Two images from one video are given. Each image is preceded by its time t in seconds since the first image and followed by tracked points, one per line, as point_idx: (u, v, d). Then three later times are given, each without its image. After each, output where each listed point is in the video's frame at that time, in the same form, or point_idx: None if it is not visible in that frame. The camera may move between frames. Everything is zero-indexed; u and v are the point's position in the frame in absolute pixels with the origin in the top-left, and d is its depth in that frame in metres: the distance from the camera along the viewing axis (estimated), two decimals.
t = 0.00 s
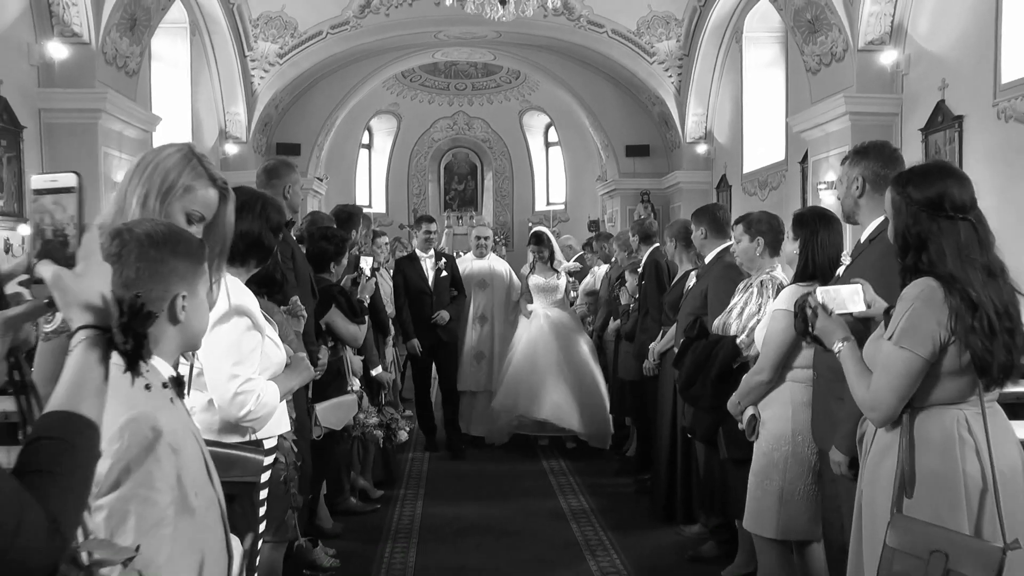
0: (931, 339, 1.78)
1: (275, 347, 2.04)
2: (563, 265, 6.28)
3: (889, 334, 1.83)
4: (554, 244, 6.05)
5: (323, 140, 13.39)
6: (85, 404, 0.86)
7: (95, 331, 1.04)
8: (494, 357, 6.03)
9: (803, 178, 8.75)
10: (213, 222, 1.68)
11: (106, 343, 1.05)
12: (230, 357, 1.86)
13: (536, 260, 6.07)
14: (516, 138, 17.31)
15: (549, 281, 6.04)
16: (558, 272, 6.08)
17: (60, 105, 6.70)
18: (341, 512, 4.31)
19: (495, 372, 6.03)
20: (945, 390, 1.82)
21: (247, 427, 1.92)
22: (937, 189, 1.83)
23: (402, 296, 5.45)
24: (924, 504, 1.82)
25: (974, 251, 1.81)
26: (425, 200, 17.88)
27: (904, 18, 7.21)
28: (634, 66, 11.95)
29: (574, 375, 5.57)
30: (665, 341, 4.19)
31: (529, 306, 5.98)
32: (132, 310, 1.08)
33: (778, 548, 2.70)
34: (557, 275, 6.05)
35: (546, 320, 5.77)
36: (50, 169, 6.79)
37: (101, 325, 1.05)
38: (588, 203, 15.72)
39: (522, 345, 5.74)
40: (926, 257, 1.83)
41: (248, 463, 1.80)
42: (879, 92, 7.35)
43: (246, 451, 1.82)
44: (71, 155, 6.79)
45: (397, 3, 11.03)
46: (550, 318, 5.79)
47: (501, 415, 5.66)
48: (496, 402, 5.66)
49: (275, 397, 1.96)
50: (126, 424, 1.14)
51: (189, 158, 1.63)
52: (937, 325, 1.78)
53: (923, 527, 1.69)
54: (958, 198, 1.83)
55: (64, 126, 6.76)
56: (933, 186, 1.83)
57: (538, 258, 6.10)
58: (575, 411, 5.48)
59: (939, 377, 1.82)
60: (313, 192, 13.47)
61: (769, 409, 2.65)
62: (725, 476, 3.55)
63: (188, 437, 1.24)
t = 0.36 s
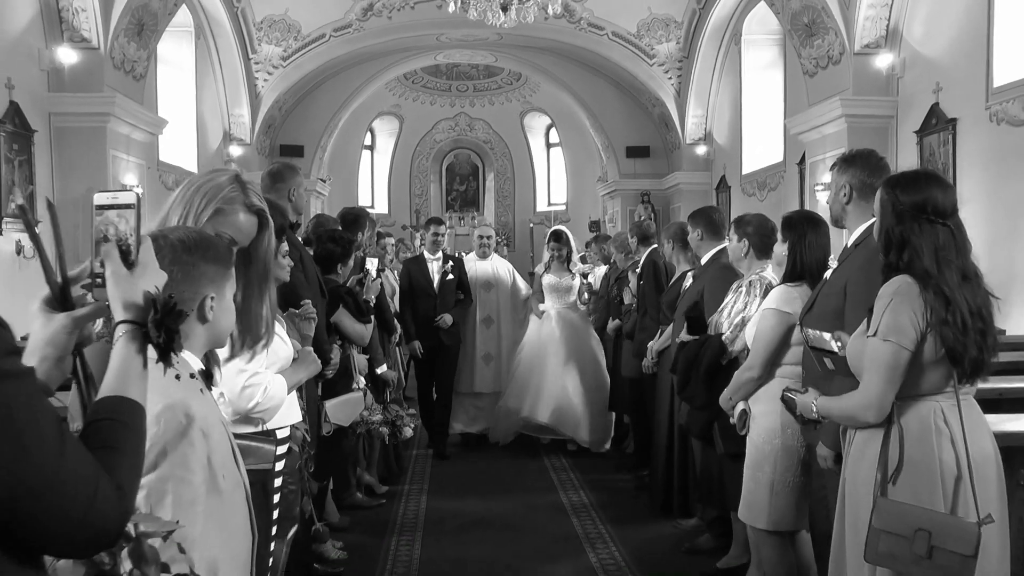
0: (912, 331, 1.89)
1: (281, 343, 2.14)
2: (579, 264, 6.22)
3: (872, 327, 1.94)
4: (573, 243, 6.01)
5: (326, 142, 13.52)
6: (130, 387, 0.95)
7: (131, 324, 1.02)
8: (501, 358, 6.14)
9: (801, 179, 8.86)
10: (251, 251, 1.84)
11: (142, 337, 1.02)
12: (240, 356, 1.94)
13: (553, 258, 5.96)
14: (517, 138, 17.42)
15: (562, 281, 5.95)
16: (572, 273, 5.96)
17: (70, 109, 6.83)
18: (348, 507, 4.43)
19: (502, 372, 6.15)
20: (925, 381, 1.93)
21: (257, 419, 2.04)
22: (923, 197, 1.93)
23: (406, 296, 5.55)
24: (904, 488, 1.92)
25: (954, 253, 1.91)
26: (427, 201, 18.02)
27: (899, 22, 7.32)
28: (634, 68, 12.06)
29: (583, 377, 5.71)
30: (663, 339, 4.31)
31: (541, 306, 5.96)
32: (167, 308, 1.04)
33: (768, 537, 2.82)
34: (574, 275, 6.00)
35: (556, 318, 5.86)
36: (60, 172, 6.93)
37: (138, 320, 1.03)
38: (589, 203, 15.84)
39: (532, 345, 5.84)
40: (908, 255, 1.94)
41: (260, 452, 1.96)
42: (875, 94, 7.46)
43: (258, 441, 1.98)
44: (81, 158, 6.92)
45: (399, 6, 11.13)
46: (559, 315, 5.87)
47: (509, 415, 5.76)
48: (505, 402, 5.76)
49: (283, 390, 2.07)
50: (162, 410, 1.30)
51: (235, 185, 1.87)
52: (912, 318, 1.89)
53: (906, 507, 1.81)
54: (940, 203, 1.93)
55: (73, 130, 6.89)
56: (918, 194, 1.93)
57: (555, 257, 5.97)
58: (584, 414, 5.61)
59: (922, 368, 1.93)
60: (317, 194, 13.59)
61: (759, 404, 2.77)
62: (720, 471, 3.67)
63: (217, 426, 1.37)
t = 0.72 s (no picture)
0: (887, 321, 1.98)
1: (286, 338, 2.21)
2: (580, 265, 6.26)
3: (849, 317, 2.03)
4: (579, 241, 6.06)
5: (328, 142, 13.62)
6: (168, 376, 1.02)
7: (172, 323, 1.09)
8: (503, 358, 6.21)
9: (798, 180, 8.95)
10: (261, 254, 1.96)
11: (180, 333, 1.10)
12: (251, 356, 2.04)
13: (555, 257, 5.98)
14: (518, 139, 17.52)
15: (565, 281, 5.97)
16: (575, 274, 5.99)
17: (76, 112, 6.93)
18: (350, 502, 4.52)
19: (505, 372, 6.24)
20: (905, 370, 2.01)
21: (263, 410, 2.10)
22: (906, 199, 2.02)
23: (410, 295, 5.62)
24: (881, 472, 2.02)
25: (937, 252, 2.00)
26: (428, 202, 18.13)
27: (894, 25, 7.41)
28: (633, 69, 12.14)
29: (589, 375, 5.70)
30: (659, 338, 4.40)
31: (546, 306, 6.04)
32: (203, 307, 1.12)
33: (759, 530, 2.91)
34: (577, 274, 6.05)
35: (561, 316, 5.89)
36: (66, 174, 7.03)
37: (178, 319, 1.10)
38: (589, 203, 15.94)
39: (538, 344, 5.88)
40: (887, 249, 2.02)
41: (264, 442, 2.05)
42: (870, 97, 7.56)
43: (260, 432, 2.07)
44: (86, 161, 7.02)
45: (401, 8, 11.23)
46: (564, 313, 5.91)
47: (515, 413, 5.79)
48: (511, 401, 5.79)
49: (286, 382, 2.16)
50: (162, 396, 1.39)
51: (237, 191, 1.93)
52: (890, 307, 1.99)
53: (884, 488, 1.90)
54: (921, 204, 2.02)
55: (79, 132, 6.99)
56: (902, 196, 2.02)
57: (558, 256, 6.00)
58: (589, 413, 5.62)
59: (897, 357, 2.02)
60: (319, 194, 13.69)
61: (745, 398, 2.91)
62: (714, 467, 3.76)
63: (219, 413, 1.46)
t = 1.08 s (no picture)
0: (859, 315, 2.09)
1: (286, 333, 2.32)
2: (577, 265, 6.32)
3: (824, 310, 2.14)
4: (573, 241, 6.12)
5: (329, 143, 13.72)
6: (208, 366, 1.10)
7: (218, 319, 1.15)
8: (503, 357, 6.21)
9: (794, 180, 9.05)
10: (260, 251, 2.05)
11: (225, 329, 1.16)
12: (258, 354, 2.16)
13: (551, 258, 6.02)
14: (518, 139, 17.62)
15: (560, 282, 6.01)
16: (570, 273, 6.04)
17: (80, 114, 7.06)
18: (351, 496, 4.62)
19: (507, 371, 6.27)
20: (876, 361, 2.12)
21: (267, 399, 2.20)
22: (879, 199, 2.12)
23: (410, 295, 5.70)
24: (854, 457, 2.12)
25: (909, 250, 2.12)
26: (429, 202, 18.23)
27: (888, 27, 7.51)
28: (632, 70, 12.24)
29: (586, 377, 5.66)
30: (653, 335, 4.50)
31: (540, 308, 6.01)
32: (248, 304, 1.17)
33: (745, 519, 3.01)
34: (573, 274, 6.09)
35: (555, 321, 5.83)
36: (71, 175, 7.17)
37: (223, 314, 1.16)
38: (589, 203, 16.04)
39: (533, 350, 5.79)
40: (860, 245, 2.13)
41: (267, 432, 2.15)
42: (864, 98, 7.67)
43: (265, 423, 2.17)
44: (91, 162, 7.15)
45: (401, 10, 11.32)
46: (558, 317, 5.86)
47: (510, 413, 5.71)
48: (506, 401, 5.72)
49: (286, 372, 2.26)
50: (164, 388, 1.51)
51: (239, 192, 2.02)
52: (863, 301, 2.09)
53: (855, 471, 2.01)
54: (893, 205, 2.12)
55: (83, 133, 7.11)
56: (876, 197, 2.12)
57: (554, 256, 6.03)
58: (585, 414, 5.56)
59: (868, 348, 2.13)
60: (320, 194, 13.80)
61: (731, 392, 3.00)
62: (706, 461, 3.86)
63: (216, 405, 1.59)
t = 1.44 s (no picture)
0: (840, 307, 2.18)
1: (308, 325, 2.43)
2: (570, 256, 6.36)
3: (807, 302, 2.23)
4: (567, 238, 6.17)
5: (332, 144, 13.82)
6: (249, 356, 1.20)
7: (264, 315, 1.26)
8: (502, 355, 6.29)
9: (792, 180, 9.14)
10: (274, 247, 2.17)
11: (270, 324, 1.27)
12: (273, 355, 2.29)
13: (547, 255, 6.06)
14: (519, 139, 17.73)
15: (556, 280, 6.00)
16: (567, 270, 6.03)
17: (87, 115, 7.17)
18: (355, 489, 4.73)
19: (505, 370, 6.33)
20: (858, 352, 2.23)
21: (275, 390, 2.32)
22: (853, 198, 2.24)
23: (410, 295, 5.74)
24: (833, 443, 2.24)
25: (885, 244, 2.24)
26: (430, 201, 18.33)
27: (883, 29, 7.60)
28: (631, 71, 12.34)
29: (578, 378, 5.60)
30: (649, 331, 4.60)
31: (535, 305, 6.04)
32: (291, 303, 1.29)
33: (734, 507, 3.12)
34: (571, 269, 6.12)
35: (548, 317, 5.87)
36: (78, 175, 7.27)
37: (271, 311, 1.28)
38: (589, 203, 16.14)
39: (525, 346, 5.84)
40: (839, 240, 2.24)
41: (275, 421, 2.29)
42: (860, 99, 7.76)
43: (272, 411, 2.30)
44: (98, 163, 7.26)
45: (403, 11, 11.41)
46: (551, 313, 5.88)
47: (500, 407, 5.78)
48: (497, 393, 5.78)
49: (297, 365, 2.38)
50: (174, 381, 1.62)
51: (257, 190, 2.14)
52: (843, 293, 2.19)
53: (832, 455, 2.12)
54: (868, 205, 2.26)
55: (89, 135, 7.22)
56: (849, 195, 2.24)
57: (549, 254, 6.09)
58: (572, 416, 5.54)
59: (848, 339, 2.24)
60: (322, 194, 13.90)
61: (724, 384, 3.10)
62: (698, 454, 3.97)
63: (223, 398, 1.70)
